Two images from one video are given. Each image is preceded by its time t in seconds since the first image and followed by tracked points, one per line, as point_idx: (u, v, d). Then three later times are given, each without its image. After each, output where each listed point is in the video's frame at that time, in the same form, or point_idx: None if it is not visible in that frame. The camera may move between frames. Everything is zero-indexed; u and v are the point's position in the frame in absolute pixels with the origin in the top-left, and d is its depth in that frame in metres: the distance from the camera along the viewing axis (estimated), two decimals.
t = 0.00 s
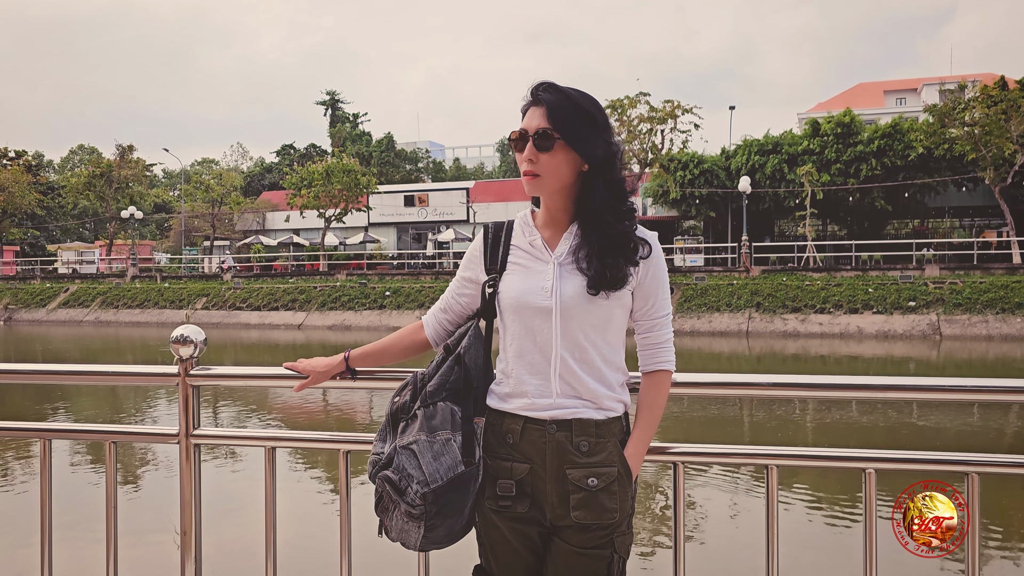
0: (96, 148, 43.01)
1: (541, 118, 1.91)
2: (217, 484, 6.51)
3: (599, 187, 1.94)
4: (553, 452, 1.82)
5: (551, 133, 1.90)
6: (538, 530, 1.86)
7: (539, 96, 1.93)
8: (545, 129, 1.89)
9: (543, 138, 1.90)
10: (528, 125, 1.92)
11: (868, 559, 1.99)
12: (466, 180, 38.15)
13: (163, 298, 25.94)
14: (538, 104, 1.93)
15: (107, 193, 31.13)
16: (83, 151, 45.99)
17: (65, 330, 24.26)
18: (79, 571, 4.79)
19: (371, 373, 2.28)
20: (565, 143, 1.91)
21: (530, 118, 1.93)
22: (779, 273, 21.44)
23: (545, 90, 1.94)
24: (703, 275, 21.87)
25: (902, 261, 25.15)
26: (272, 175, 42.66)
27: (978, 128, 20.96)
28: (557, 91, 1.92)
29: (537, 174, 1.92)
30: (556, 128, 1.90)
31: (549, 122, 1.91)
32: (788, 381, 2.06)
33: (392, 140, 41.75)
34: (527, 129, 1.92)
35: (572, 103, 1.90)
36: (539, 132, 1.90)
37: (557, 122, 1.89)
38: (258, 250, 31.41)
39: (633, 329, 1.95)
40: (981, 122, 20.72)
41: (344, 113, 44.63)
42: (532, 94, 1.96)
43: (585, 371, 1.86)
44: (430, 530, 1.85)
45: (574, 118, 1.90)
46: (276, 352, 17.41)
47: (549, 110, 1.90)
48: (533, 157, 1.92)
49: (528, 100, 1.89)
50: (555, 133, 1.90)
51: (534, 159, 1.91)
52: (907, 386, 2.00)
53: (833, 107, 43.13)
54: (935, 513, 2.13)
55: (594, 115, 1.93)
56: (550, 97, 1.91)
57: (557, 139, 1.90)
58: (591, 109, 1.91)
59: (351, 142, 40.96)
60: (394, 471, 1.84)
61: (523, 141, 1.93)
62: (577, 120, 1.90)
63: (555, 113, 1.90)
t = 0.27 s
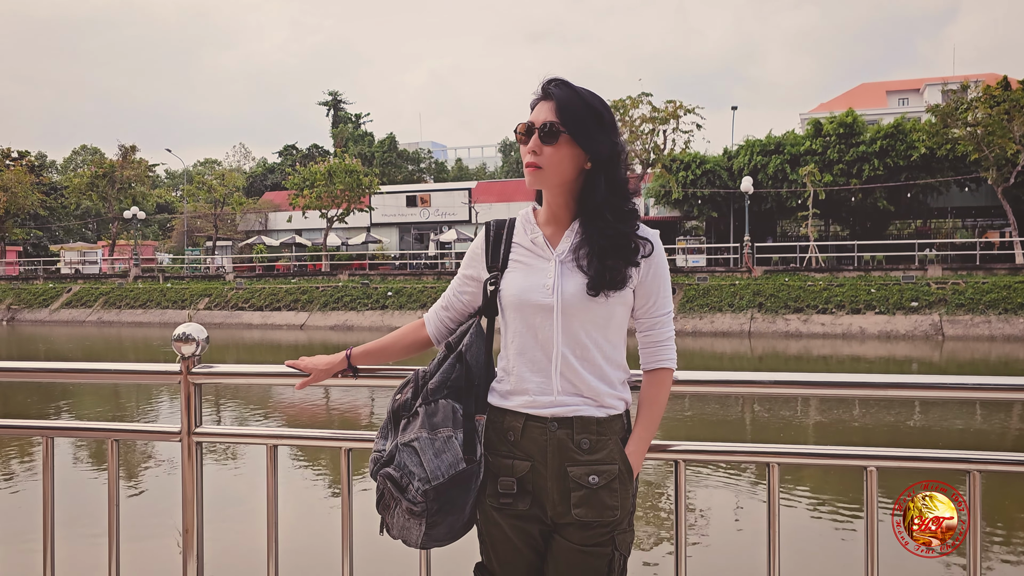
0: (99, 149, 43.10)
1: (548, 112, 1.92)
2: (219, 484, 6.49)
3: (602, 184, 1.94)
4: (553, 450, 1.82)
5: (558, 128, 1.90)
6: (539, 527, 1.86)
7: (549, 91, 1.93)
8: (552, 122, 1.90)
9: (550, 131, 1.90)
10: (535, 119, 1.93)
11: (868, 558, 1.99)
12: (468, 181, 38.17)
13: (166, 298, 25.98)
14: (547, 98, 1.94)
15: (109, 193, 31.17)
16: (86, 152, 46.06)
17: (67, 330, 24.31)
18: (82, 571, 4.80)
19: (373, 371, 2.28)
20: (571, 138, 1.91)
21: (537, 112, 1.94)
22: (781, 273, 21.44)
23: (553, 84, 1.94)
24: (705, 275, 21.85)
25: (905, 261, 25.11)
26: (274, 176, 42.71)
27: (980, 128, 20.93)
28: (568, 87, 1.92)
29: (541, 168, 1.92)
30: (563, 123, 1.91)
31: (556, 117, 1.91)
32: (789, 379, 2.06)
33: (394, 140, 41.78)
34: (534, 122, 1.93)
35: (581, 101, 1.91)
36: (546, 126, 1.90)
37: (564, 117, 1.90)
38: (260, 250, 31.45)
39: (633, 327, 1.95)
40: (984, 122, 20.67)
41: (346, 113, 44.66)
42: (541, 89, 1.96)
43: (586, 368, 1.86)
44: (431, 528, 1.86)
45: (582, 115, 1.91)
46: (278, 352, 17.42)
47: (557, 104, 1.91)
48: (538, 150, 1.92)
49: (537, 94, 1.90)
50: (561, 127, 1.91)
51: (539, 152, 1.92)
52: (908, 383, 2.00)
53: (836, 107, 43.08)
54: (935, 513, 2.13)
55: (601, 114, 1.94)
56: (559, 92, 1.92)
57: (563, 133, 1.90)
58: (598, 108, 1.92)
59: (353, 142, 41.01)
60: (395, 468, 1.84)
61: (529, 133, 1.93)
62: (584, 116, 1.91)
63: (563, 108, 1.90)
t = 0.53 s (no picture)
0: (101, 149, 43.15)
1: (556, 109, 1.93)
2: (222, 484, 6.47)
3: (606, 183, 1.94)
4: (555, 447, 1.82)
5: (565, 125, 1.90)
6: (541, 525, 1.86)
7: (558, 89, 1.94)
8: (559, 119, 1.90)
9: (556, 127, 1.90)
10: (542, 115, 1.93)
11: (870, 557, 1.99)
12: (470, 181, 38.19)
13: (168, 299, 26.00)
14: (556, 95, 1.94)
15: (111, 193, 31.18)
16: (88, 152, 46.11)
17: (69, 330, 24.34)
18: (85, 572, 4.80)
19: (375, 369, 2.28)
20: (576, 135, 1.91)
21: (546, 108, 1.94)
22: (783, 274, 21.43)
23: (562, 83, 1.95)
24: (706, 275, 21.85)
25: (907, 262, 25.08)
26: (276, 176, 42.73)
27: (981, 128, 20.91)
28: (578, 86, 1.93)
29: (545, 164, 1.92)
30: (571, 120, 1.91)
31: (564, 113, 1.92)
32: (791, 377, 2.06)
33: (395, 140, 41.81)
34: (541, 118, 1.93)
35: (589, 100, 1.91)
36: (554, 122, 1.90)
37: (572, 115, 1.90)
38: (262, 250, 31.46)
39: (636, 325, 1.95)
40: (985, 122, 20.62)
41: (347, 113, 44.67)
42: (550, 87, 1.96)
43: (588, 365, 1.86)
44: (433, 525, 1.86)
45: (590, 113, 1.91)
46: (279, 352, 17.43)
47: (566, 101, 1.91)
48: (542, 145, 1.92)
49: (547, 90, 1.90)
50: (567, 124, 1.91)
51: (545, 147, 1.92)
52: (907, 381, 2.00)
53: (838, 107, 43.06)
54: (935, 513, 2.13)
55: (609, 115, 1.94)
56: (568, 90, 1.92)
57: (569, 130, 1.91)
58: (605, 108, 1.93)
59: (355, 142, 41.04)
60: (397, 465, 1.84)
61: (535, 129, 1.93)
62: (591, 115, 1.91)
63: (571, 105, 1.91)
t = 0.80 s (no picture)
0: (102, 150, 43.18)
1: (562, 106, 1.93)
2: (223, 484, 6.44)
3: (609, 182, 1.95)
4: (557, 445, 1.82)
5: (570, 122, 1.91)
6: (542, 522, 1.86)
7: (564, 87, 1.94)
8: (565, 116, 1.90)
9: (560, 124, 1.91)
10: (547, 112, 1.94)
11: (871, 555, 1.99)
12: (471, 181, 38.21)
13: (169, 299, 26.01)
14: (563, 92, 1.94)
15: (112, 193, 31.18)
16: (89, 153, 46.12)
17: (71, 330, 24.35)
18: (88, 571, 4.81)
19: (377, 367, 2.29)
20: (581, 132, 1.92)
21: (552, 105, 1.94)
22: (784, 274, 21.44)
23: (568, 81, 1.95)
24: (707, 275, 21.85)
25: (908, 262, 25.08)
26: (277, 176, 42.76)
27: (982, 128, 20.91)
28: (584, 84, 1.93)
29: (549, 160, 1.93)
30: (576, 117, 1.91)
31: (569, 111, 1.92)
32: (792, 374, 2.06)
33: (396, 141, 41.83)
34: (546, 115, 1.93)
35: (595, 99, 1.92)
36: (558, 119, 1.90)
37: (577, 112, 1.91)
38: (263, 251, 31.46)
39: (638, 322, 1.94)
40: (986, 123, 20.61)
41: (348, 114, 44.69)
42: (557, 85, 1.97)
43: (590, 362, 1.86)
44: (435, 522, 1.86)
45: (595, 112, 1.91)
46: (280, 353, 17.43)
47: (572, 99, 1.92)
48: (546, 141, 1.92)
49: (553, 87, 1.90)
50: (573, 122, 1.91)
51: (549, 144, 1.92)
52: (908, 379, 2.01)
53: (838, 108, 43.08)
54: (935, 512, 2.13)
55: (613, 115, 1.95)
56: (574, 88, 1.93)
57: (574, 127, 1.91)
58: (610, 108, 1.93)
59: (356, 143, 41.06)
60: (399, 462, 1.84)
61: (540, 125, 1.93)
62: (597, 114, 1.92)
63: (576, 102, 1.91)
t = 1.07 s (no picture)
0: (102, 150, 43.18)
1: (565, 103, 1.93)
2: (222, 483, 6.41)
3: (611, 179, 1.95)
4: (559, 442, 1.82)
5: (572, 119, 1.91)
6: (544, 520, 1.86)
7: (567, 85, 1.94)
8: (568, 114, 1.91)
9: (563, 121, 1.91)
10: (550, 109, 1.94)
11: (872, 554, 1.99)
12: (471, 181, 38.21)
13: (169, 299, 25.99)
14: (566, 90, 1.95)
15: (113, 194, 31.19)
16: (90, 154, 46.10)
17: (71, 330, 24.34)
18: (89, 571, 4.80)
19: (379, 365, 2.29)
20: (583, 129, 1.92)
21: (555, 103, 1.95)
22: (785, 274, 21.46)
23: (571, 80, 1.96)
24: (708, 276, 21.85)
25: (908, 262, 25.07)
26: (277, 177, 42.75)
27: (982, 128, 20.92)
28: (587, 83, 1.94)
29: (552, 157, 1.93)
30: (579, 115, 1.92)
31: (572, 108, 1.93)
32: (795, 372, 2.06)
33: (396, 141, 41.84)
34: (548, 113, 1.94)
35: (598, 97, 1.92)
36: (561, 117, 1.91)
37: (580, 110, 1.91)
38: (263, 251, 31.45)
39: (639, 320, 1.95)
40: (986, 123, 20.62)
41: (349, 114, 44.69)
42: (561, 83, 1.97)
43: (592, 360, 1.86)
44: (437, 519, 1.86)
45: (598, 110, 1.91)
46: (280, 353, 17.42)
47: (575, 97, 1.92)
48: (549, 138, 1.92)
49: (556, 85, 1.90)
50: (575, 119, 1.92)
51: (551, 141, 1.92)
52: (909, 376, 2.01)
53: (838, 108, 43.09)
54: (935, 513, 2.13)
55: (617, 114, 1.95)
56: (577, 86, 1.93)
57: (576, 125, 1.92)
58: (613, 106, 1.93)
59: (356, 143, 41.06)
60: (402, 459, 1.84)
61: (542, 123, 1.94)
62: (600, 112, 1.92)
63: (579, 100, 1.92)
